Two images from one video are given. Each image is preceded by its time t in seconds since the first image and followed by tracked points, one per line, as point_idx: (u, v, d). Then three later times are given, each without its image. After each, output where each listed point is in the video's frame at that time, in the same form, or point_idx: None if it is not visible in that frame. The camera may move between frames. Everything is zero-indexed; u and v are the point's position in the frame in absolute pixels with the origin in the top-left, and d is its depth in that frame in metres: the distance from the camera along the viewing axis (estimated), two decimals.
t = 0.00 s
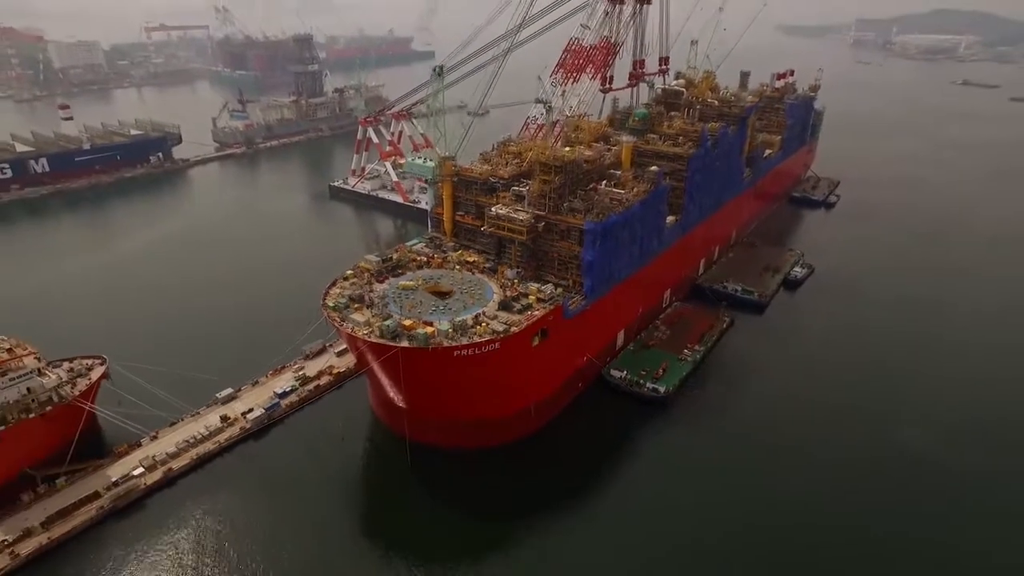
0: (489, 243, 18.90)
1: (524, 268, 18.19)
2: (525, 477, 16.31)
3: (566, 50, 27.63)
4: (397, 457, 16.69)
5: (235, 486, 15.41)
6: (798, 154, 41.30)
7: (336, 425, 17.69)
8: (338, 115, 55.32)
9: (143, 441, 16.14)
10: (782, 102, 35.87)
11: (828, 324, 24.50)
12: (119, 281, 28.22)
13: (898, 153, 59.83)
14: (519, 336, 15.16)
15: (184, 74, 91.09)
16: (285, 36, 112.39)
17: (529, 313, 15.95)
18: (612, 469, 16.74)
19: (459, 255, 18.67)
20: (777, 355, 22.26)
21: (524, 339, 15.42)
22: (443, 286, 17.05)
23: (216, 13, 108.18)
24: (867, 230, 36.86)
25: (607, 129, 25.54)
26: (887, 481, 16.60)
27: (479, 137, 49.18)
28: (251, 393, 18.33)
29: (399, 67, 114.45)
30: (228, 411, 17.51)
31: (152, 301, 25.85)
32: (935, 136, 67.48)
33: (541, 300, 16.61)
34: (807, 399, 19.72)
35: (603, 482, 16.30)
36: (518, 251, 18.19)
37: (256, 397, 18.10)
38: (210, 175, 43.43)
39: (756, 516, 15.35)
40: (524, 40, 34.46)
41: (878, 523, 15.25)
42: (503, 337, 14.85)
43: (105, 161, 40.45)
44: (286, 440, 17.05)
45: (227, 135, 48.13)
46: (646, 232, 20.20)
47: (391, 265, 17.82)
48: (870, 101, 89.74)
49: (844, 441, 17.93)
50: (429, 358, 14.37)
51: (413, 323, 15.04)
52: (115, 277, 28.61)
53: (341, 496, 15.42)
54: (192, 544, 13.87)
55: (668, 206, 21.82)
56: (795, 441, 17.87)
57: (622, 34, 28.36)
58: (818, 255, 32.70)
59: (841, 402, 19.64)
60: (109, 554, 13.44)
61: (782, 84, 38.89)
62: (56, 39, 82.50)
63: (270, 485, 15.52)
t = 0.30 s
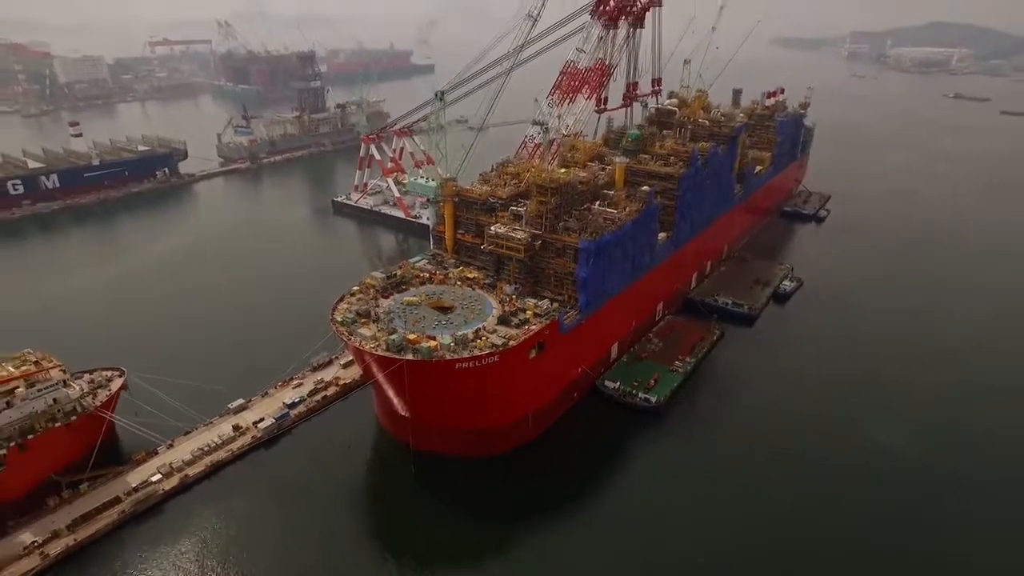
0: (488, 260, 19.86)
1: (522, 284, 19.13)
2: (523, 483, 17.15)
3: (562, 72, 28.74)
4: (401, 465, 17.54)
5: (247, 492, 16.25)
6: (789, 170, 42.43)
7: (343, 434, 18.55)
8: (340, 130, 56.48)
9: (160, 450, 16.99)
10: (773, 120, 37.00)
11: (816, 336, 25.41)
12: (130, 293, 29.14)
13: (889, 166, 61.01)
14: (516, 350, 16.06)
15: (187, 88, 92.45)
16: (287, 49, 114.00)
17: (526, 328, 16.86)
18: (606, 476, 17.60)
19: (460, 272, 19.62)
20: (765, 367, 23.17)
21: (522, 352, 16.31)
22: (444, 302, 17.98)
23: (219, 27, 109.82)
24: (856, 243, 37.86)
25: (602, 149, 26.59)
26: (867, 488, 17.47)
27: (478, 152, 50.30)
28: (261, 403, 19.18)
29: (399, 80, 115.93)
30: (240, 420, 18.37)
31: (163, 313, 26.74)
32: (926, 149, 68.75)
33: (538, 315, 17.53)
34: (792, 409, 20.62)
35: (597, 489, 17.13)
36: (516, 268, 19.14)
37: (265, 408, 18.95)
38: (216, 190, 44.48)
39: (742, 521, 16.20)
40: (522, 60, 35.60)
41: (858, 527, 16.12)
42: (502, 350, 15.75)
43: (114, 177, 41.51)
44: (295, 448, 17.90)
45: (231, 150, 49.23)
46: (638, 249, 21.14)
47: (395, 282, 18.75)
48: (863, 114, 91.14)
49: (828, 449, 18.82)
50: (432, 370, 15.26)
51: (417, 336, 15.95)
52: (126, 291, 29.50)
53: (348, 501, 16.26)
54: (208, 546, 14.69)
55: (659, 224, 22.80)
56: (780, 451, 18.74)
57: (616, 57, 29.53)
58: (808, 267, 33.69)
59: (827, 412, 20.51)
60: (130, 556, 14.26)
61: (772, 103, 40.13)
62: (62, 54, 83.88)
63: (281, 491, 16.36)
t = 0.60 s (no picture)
0: (489, 277, 20.69)
1: (522, 299, 19.93)
2: (524, 491, 17.83)
3: (561, 92, 29.74)
4: (406, 472, 18.26)
5: (258, 499, 16.96)
6: (783, 185, 43.40)
7: (350, 444, 19.29)
8: (343, 146, 57.57)
9: (175, 459, 17.75)
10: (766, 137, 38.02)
11: (807, 347, 26.17)
12: (140, 306, 29.97)
13: (884, 179, 61.99)
14: (516, 362, 16.85)
15: (192, 102, 93.87)
16: (290, 64, 115.62)
17: (526, 341, 17.67)
18: (602, 484, 18.30)
19: (462, 287, 20.44)
20: (757, 377, 23.90)
21: (522, 365, 17.10)
22: (448, 316, 18.79)
23: (223, 41, 111.49)
24: (849, 255, 38.68)
25: (599, 167, 27.52)
26: (854, 494, 18.13)
27: (479, 168, 51.33)
28: (271, 415, 19.95)
29: (400, 94, 117.36)
30: (251, 431, 19.13)
31: (172, 326, 27.54)
32: (920, 162, 69.80)
33: (537, 330, 18.34)
34: (783, 419, 21.34)
35: (594, 495, 17.85)
36: (516, 285, 19.95)
37: (275, 419, 19.70)
38: (222, 205, 45.45)
39: (733, 526, 16.89)
40: (522, 79, 36.63)
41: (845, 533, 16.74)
42: (503, 364, 16.54)
43: (122, 193, 42.51)
44: (303, 457, 18.63)
45: (236, 166, 50.28)
46: (633, 264, 21.95)
47: (400, 297, 19.57)
48: (858, 127, 92.37)
49: (816, 458, 19.53)
50: (436, 383, 16.04)
51: (422, 350, 16.76)
52: (135, 304, 30.33)
53: (355, 508, 16.96)
54: (222, 550, 15.39)
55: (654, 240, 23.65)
56: (771, 458, 19.45)
57: (612, 78, 30.56)
58: (801, 280, 34.51)
59: (817, 422, 21.19)
60: (148, 559, 14.97)
61: (765, 120, 41.20)
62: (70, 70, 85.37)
63: (290, 498, 17.08)
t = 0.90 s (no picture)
0: (491, 290, 21.68)
1: (522, 311, 20.91)
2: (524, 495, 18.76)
3: (560, 111, 30.81)
4: (412, 477, 19.19)
5: (271, 502, 17.89)
6: (777, 197, 44.44)
7: (358, 449, 20.23)
8: (346, 158, 58.69)
9: (192, 464, 18.70)
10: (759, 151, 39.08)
11: (798, 357, 27.09)
12: (152, 316, 30.95)
13: (878, 189, 62.95)
14: (517, 372, 17.80)
15: (197, 114, 95.24)
16: (293, 76, 117.08)
17: (526, 352, 18.64)
18: (598, 488, 19.22)
19: (465, 300, 21.42)
20: (749, 385, 24.82)
21: (522, 375, 18.05)
22: (451, 328, 19.78)
23: (227, 53, 113.11)
24: (842, 265, 39.62)
25: (596, 183, 28.55)
26: (838, 499, 19.03)
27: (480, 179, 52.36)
28: (282, 422, 20.88)
29: (402, 105, 118.70)
30: (264, 437, 20.07)
31: (184, 335, 28.52)
32: (915, 172, 70.77)
33: (537, 340, 19.31)
34: (773, 425, 22.25)
35: (590, 499, 18.77)
36: (516, 298, 20.94)
37: (286, 426, 20.64)
38: (229, 217, 46.53)
39: (723, 528, 17.78)
40: (523, 96, 37.70)
41: (832, 536, 17.57)
42: (504, 373, 17.49)
43: (132, 206, 43.60)
44: (314, 462, 19.57)
45: (243, 179, 51.41)
46: (629, 278, 22.93)
47: (406, 310, 20.55)
48: (855, 137, 93.49)
49: (803, 464, 20.42)
50: (441, 392, 16.99)
51: (427, 360, 17.73)
52: (147, 314, 31.33)
53: (364, 511, 17.88)
54: (238, 550, 16.31)
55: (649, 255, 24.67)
56: (760, 464, 20.37)
57: (609, 96, 31.64)
58: (794, 290, 35.47)
59: (806, 429, 22.05)
60: (169, 558, 15.90)
61: (759, 134, 42.30)
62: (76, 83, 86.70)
63: (302, 501, 18.00)
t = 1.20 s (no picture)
0: (481, 297, 22.48)
1: (511, 317, 21.72)
2: (514, 495, 19.55)
3: (546, 121, 31.66)
4: (406, 479, 19.91)
5: (271, 504, 18.53)
6: (759, 201, 45.62)
7: (353, 453, 20.90)
8: (336, 165, 59.26)
9: (193, 469, 19.33)
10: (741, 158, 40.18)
11: (778, 359, 28.04)
12: (146, 322, 31.43)
13: (859, 192, 64.39)
14: (506, 377, 18.59)
15: (184, 121, 95.32)
16: (281, 82, 117.26)
17: (515, 357, 19.44)
18: (585, 488, 20.03)
19: (455, 307, 22.21)
20: (731, 387, 25.72)
21: (511, 380, 18.84)
22: (443, 334, 20.55)
23: (213, 58, 113.19)
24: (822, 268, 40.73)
25: (582, 191, 29.43)
26: (814, 494, 19.95)
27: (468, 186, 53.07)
28: (279, 427, 21.54)
29: (390, 110, 119.21)
30: (262, 442, 20.73)
31: (179, 341, 29.04)
32: (894, 175, 72.36)
33: (525, 346, 20.12)
34: (753, 426, 23.15)
35: (578, 498, 19.58)
36: (505, 305, 21.74)
37: (283, 431, 21.29)
38: (219, 224, 46.98)
39: (703, 524, 18.63)
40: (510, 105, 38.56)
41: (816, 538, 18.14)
42: (494, 378, 18.28)
43: (123, 214, 43.96)
44: (310, 466, 20.23)
45: (233, 187, 51.89)
46: (614, 284, 23.80)
47: (399, 317, 21.29)
48: (837, 140, 95.18)
49: (782, 462, 21.30)
50: (434, 397, 17.74)
51: (420, 366, 18.49)
52: (142, 321, 31.80)
53: (360, 513, 18.54)
54: (239, 550, 16.96)
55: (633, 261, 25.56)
56: (740, 462, 21.25)
57: (594, 106, 32.55)
58: (775, 292, 36.52)
59: (787, 431, 22.86)
60: (172, 560, 16.51)
61: (740, 140, 43.45)
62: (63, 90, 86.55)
63: (300, 504, 18.65)
